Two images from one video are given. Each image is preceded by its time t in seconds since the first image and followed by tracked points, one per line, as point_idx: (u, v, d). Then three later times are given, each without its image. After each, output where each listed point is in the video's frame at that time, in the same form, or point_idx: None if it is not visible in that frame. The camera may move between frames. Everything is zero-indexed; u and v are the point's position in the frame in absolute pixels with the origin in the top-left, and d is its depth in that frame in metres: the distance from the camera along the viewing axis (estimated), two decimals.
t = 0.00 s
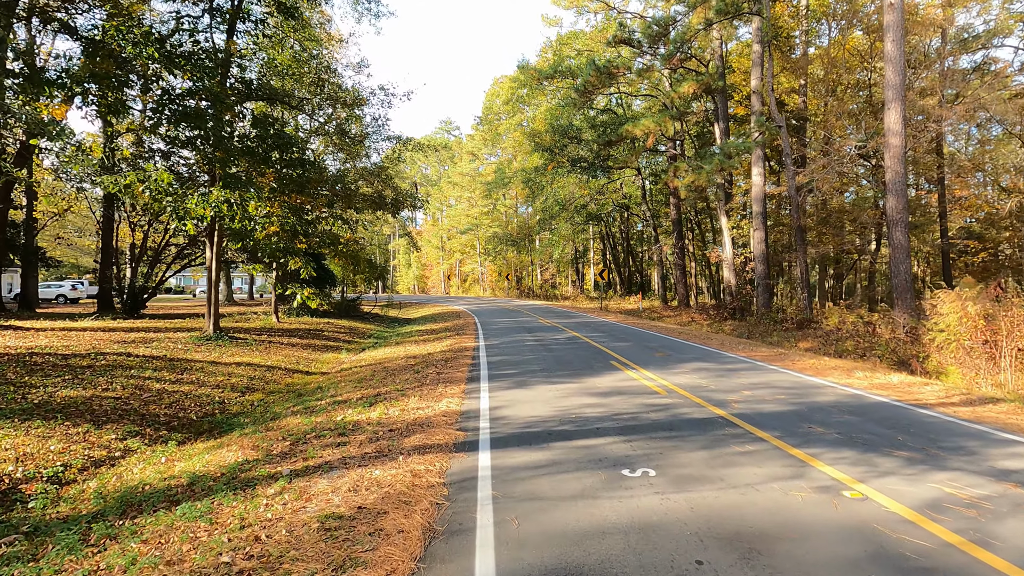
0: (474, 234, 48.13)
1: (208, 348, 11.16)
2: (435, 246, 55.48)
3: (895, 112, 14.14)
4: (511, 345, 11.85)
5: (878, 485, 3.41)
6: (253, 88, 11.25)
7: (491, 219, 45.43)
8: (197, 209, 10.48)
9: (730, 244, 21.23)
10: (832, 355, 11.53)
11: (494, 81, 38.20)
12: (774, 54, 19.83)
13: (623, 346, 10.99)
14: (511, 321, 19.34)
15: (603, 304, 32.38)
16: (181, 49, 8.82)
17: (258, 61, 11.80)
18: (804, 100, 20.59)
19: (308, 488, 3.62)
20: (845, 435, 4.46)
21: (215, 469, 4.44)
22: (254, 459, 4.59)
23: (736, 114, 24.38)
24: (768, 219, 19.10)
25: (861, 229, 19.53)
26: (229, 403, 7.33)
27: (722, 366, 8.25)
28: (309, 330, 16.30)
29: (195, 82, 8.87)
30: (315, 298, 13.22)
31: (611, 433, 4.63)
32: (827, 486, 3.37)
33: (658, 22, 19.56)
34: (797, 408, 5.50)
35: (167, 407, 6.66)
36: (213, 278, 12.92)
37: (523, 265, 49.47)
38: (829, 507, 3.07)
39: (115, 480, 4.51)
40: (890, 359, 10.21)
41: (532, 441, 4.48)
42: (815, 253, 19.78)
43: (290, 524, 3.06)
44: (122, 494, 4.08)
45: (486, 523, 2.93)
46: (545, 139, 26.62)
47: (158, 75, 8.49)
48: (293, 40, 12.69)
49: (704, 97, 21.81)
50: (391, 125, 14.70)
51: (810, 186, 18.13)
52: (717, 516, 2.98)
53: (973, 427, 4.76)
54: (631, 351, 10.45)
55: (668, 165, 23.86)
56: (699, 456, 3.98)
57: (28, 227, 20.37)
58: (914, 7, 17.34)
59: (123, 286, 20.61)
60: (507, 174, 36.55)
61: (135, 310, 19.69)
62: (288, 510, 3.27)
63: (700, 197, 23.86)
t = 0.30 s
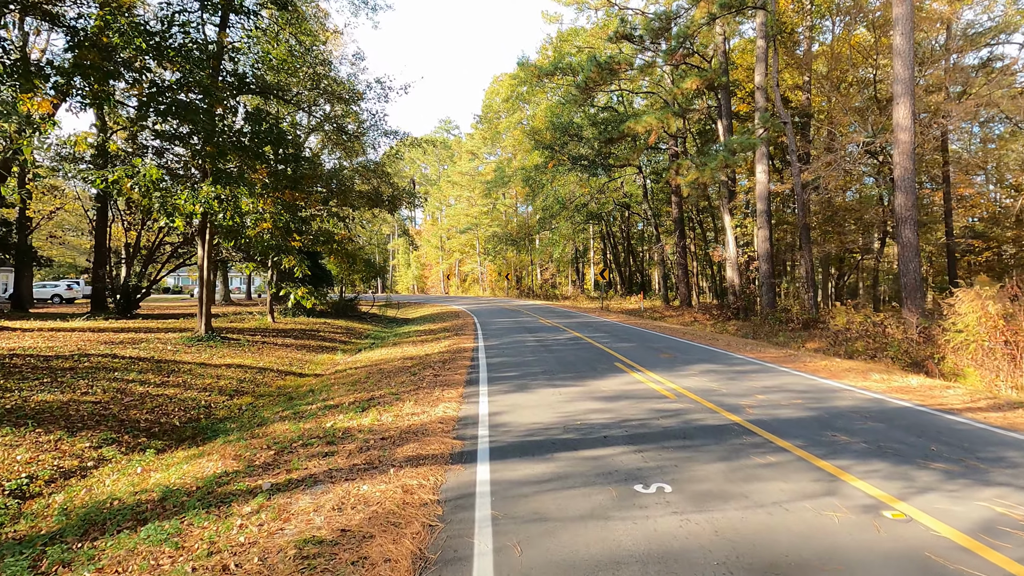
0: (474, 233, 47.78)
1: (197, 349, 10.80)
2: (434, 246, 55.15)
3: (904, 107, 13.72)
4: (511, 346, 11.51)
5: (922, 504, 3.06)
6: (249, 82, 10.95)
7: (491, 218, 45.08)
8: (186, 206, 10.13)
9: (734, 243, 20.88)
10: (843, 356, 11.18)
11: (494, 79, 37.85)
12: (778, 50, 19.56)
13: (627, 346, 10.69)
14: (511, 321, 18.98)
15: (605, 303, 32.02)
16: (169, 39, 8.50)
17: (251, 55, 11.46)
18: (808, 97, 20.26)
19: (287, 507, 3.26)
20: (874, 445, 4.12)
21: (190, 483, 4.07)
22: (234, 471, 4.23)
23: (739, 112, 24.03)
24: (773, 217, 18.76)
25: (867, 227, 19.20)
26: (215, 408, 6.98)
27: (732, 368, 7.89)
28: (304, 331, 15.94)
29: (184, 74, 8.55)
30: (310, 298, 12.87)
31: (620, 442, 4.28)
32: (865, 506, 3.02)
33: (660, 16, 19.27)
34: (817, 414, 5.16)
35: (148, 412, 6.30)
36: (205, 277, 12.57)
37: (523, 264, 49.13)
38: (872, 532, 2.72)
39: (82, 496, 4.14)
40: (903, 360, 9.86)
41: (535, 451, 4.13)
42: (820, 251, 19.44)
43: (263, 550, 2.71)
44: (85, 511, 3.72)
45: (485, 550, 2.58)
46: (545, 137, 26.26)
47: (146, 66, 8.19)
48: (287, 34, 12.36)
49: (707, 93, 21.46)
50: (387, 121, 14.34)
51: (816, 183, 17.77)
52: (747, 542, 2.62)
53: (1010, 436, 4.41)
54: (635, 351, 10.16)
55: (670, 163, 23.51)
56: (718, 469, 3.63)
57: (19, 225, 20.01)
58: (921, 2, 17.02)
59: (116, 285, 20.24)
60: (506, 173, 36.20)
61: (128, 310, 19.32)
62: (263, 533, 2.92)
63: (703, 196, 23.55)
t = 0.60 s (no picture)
0: (473, 233, 47.46)
1: (186, 352, 10.48)
2: (434, 246, 54.80)
3: (912, 104, 13.38)
4: (510, 349, 11.18)
5: (967, 533, 2.72)
6: (242, 78, 10.66)
7: (490, 218, 44.80)
8: (174, 204, 9.81)
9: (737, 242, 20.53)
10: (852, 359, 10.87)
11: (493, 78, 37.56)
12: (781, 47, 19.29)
13: (630, 350, 10.33)
14: (511, 322, 18.65)
15: (605, 304, 31.70)
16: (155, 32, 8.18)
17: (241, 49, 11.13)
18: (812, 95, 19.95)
19: (258, 534, 2.93)
20: (902, 461, 3.79)
21: (158, 503, 3.75)
22: (208, 489, 3.91)
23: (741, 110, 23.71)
24: (777, 217, 18.43)
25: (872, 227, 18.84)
26: (199, 415, 6.64)
27: (739, 374, 7.58)
28: (298, 332, 15.57)
29: (171, 68, 8.23)
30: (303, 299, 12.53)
31: (626, 458, 3.95)
32: (905, 536, 2.69)
33: (661, 12, 18.98)
34: (835, 425, 4.83)
35: (127, 421, 5.98)
36: (195, 278, 12.24)
37: (522, 265, 48.80)
38: (918, 570, 2.38)
39: (41, 517, 3.82)
40: (915, 364, 9.53)
41: (534, 468, 3.80)
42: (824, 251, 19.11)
43: None
44: (38, 538, 3.38)
45: None
46: (545, 135, 25.94)
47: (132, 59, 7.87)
48: (280, 29, 12.06)
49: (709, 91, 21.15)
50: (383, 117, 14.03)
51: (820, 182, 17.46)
52: None
53: None
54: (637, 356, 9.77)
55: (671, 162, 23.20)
56: (735, 490, 3.30)
57: (11, 224, 19.69)
58: None
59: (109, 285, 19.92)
60: (506, 172, 35.90)
61: (120, 311, 18.99)
62: (227, 567, 2.59)
63: (705, 195, 23.23)
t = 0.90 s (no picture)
0: (472, 233, 47.11)
1: (173, 353, 10.13)
2: (433, 245, 54.42)
3: (922, 99, 13.03)
4: (508, 350, 10.85)
5: None
6: (233, 71, 10.36)
7: (490, 218, 44.49)
8: (160, 201, 9.46)
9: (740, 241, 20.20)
10: (861, 361, 10.53)
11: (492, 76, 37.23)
12: (784, 43, 19.00)
13: (631, 351, 10.05)
14: (510, 322, 18.30)
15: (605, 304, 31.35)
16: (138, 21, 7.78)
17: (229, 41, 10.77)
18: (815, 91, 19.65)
19: (220, 566, 2.59)
20: (937, 476, 3.45)
21: (118, 524, 3.40)
22: (174, 508, 3.55)
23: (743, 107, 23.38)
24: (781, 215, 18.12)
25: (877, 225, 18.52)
26: (179, 422, 6.29)
27: (748, 377, 7.24)
28: (292, 333, 15.21)
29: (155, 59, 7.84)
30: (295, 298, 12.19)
31: (634, 473, 3.60)
32: (956, 568, 2.35)
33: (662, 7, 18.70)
34: (857, 434, 4.49)
35: (101, 428, 5.62)
36: (184, 277, 11.87)
37: (522, 264, 48.44)
38: None
39: None
40: (928, 366, 9.19)
41: (533, 484, 3.45)
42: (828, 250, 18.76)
43: None
44: None
45: None
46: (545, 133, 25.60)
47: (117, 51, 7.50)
48: (272, 21, 11.71)
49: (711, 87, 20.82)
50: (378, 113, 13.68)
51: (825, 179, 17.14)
52: None
53: None
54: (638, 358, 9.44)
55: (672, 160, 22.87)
56: (757, 512, 2.96)
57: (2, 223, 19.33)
58: None
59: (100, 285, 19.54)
60: (505, 171, 35.54)
61: (111, 311, 18.62)
62: None
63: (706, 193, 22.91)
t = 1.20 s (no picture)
0: (472, 233, 46.78)
1: (161, 356, 9.79)
2: (432, 245, 54.08)
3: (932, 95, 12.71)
4: (508, 352, 10.51)
5: None
6: (226, 65, 10.03)
7: (489, 217, 44.15)
8: (148, 198, 9.10)
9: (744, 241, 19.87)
10: (871, 364, 10.20)
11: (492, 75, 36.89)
12: (788, 39, 18.68)
13: (634, 354, 9.71)
14: (509, 323, 17.98)
15: (606, 304, 31.01)
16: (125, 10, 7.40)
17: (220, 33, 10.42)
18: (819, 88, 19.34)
19: None
20: (982, 497, 3.12)
21: (76, 550, 3.06)
22: (139, 531, 3.21)
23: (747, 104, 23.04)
24: (786, 214, 17.79)
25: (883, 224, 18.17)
26: (159, 430, 5.95)
27: (759, 381, 6.90)
28: (288, 334, 14.86)
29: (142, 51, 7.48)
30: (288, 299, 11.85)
31: (647, 491, 3.27)
32: None
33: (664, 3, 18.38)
34: (884, 445, 4.16)
35: (75, 437, 5.28)
36: (174, 277, 11.53)
37: (521, 264, 48.13)
38: None
39: None
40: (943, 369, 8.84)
41: (535, 505, 3.12)
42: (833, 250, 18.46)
43: None
44: None
45: None
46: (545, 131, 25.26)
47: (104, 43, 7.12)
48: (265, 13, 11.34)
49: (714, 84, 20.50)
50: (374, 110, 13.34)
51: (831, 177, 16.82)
52: None
53: None
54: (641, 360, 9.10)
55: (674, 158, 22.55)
56: (788, 540, 2.63)
57: None
58: None
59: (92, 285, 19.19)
60: (505, 170, 35.21)
61: (103, 312, 18.27)
62: None
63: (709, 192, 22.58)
